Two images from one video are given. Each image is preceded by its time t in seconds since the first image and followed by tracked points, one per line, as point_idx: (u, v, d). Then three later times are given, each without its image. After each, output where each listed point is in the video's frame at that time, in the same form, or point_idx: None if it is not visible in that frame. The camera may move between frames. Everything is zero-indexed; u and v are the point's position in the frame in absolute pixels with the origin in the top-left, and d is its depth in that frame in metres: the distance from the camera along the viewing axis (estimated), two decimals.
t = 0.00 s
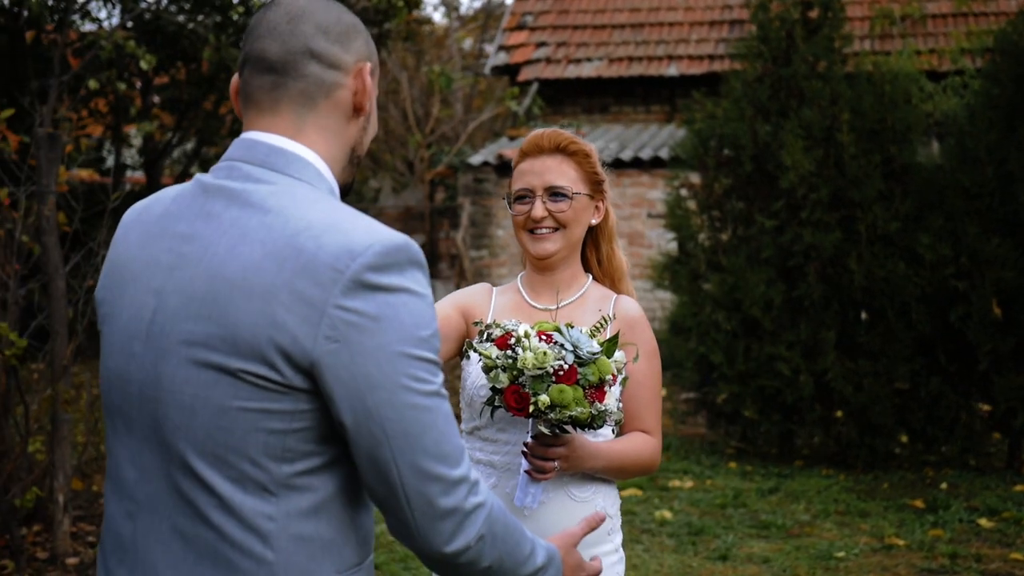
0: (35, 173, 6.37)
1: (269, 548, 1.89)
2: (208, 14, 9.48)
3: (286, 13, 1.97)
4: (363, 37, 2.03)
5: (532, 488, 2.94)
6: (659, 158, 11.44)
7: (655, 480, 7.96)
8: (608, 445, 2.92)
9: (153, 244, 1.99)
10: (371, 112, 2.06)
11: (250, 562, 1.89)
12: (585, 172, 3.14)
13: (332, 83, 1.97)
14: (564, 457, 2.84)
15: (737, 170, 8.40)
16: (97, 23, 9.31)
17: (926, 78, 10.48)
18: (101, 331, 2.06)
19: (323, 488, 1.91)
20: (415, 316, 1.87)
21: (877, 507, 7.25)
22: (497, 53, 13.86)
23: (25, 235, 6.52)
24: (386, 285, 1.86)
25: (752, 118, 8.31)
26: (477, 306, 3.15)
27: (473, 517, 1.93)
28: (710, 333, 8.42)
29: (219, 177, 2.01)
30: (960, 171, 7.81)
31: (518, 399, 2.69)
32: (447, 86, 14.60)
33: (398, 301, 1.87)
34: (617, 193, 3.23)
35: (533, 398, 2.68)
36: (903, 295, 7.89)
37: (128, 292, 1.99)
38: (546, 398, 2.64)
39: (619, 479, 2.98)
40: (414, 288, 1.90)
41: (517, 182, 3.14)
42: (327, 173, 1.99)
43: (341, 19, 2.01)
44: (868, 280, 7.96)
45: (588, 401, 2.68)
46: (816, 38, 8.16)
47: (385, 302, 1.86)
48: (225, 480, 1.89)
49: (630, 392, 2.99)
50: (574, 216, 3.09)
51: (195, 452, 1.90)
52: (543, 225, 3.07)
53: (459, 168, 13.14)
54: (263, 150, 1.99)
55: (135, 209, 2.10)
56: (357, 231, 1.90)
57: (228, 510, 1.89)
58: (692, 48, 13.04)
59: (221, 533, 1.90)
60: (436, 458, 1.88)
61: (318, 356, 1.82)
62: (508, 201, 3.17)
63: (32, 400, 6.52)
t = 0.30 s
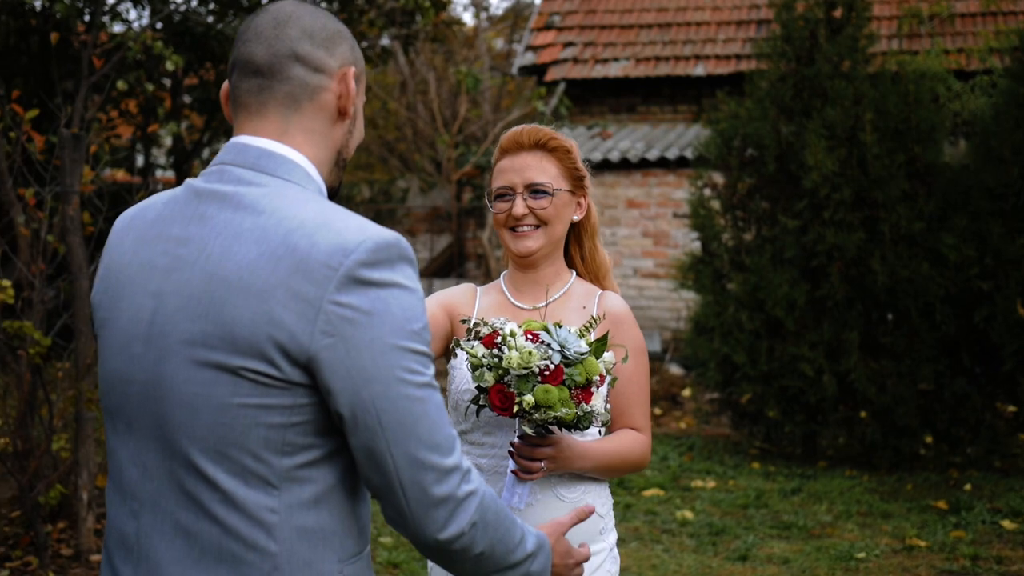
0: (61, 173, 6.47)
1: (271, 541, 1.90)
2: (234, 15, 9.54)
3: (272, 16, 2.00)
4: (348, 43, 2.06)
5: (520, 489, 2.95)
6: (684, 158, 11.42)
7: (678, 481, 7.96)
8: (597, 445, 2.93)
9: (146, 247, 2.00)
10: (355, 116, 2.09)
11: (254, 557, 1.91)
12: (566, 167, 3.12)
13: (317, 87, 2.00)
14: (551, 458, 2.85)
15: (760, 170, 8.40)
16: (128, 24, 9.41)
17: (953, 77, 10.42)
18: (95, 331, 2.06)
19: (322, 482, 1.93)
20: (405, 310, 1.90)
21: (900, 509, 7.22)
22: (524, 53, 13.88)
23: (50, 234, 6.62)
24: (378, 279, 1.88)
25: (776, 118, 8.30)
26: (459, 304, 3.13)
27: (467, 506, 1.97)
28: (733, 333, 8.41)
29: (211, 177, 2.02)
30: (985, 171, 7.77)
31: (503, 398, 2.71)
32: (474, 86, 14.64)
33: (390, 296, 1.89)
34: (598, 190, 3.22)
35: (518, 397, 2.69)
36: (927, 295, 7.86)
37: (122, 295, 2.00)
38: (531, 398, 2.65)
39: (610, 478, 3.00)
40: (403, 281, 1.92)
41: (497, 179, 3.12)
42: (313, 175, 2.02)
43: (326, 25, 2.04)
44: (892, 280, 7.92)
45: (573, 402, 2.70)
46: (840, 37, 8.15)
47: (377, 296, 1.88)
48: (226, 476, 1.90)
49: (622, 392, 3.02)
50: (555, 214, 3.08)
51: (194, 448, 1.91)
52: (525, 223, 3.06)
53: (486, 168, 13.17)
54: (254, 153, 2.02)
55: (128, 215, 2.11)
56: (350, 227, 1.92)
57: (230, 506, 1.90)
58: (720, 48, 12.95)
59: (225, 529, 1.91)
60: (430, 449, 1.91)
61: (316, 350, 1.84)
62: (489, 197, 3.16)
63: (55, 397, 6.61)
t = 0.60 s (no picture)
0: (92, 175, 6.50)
1: (286, 529, 2.07)
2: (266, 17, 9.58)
3: (257, 31, 2.15)
4: (333, 50, 2.21)
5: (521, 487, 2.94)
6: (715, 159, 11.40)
7: (706, 482, 7.95)
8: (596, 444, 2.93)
9: (155, 256, 2.17)
10: (346, 119, 2.24)
11: (272, 545, 2.07)
12: (565, 165, 3.12)
13: (303, 95, 2.16)
14: (548, 458, 2.85)
15: (789, 171, 8.37)
16: (161, 25, 9.46)
17: (986, 78, 10.35)
18: (109, 338, 2.21)
19: (331, 470, 2.09)
20: (403, 302, 2.07)
21: (929, 512, 7.19)
22: (556, 54, 13.88)
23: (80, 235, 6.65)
24: (376, 274, 2.06)
25: (805, 119, 8.29)
26: (460, 303, 3.14)
27: (470, 487, 2.15)
28: (762, 334, 8.40)
29: (213, 189, 2.19)
30: (1015, 172, 7.73)
31: (495, 396, 2.74)
32: (507, 87, 14.64)
33: (387, 290, 2.06)
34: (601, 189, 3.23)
35: (510, 395, 2.71)
36: (956, 297, 7.83)
37: (134, 304, 2.16)
38: (523, 396, 2.66)
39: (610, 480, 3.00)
40: (400, 276, 2.10)
41: (496, 178, 3.12)
42: (306, 177, 2.18)
43: (312, 34, 2.19)
44: (921, 281, 7.89)
45: (567, 404, 2.69)
46: (870, 38, 8.13)
47: (376, 291, 2.05)
48: (242, 469, 2.06)
49: (626, 393, 3.03)
50: (553, 213, 3.08)
51: (211, 444, 2.07)
52: (522, 222, 3.06)
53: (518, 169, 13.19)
54: (252, 160, 2.18)
55: (131, 229, 2.26)
56: (347, 227, 2.09)
57: (246, 497, 2.06)
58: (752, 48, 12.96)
59: (242, 519, 2.07)
60: (432, 434, 2.09)
61: (322, 345, 2.01)
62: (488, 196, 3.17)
63: (85, 398, 6.66)
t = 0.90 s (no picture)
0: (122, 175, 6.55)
1: (301, 510, 2.11)
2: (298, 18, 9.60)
3: (256, 45, 2.25)
4: (333, 54, 2.28)
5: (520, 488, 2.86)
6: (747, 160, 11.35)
7: (736, 484, 7.92)
8: (592, 457, 2.85)
9: (174, 252, 2.24)
10: (353, 120, 2.31)
11: (285, 526, 2.12)
12: (578, 174, 3.10)
13: (305, 102, 2.24)
14: (534, 462, 2.78)
15: (820, 172, 8.34)
16: (194, 27, 9.52)
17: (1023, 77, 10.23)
18: (130, 334, 2.28)
19: (344, 456, 2.14)
20: (413, 290, 2.13)
21: (960, 515, 7.14)
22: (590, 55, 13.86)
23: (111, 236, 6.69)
24: (388, 262, 2.12)
25: (836, 120, 8.25)
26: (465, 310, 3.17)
27: (478, 470, 2.19)
28: (793, 335, 8.37)
29: (227, 192, 2.27)
30: None
31: (481, 381, 2.71)
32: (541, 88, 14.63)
33: (398, 278, 2.12)
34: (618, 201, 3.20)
35: (497, 383, 2.69)
36: (989, 299, 7.78)
37: (153, 297, 2.23)
38: (508, 386, 2.64)
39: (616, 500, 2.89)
40: (411, 266, 2.16)
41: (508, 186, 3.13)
42: (316, 179, 2.26)
43: (310, 42, 2.27)
44: (954, 283, 7.84)
45: (554, 401, 2.67)
46: (903, 38, 8.09)
47: (387, 279, 2.11)
48: (256, 451, 2.11)
49: (633, 409, 2.96)
50: (561, 221, 3.06)
51: (226, 428, 2.12)
52: (529, 230, 3.06)
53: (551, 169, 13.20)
54: (266, 162, 2.25)
55: (154, 231, 2.34)
56: (358, 218, 2.16)
57: (260, 479, 2.11)
58: (787, 48, 12.85)
59: (257, 501, 2.12)
60: (441, 417, 2.14)
61: (335, 330, 2.07)
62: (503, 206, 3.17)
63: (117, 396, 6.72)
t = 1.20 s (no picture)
0: (149, 175, 6.62)
1: (324, 499, 2.10)
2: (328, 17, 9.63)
3: (285, 51, 2.25)
4: (363, 58, 2.27)
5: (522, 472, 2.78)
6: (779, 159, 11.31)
7: (764, 485, 7.89)
8: (584, 458, 2.73)
9: (205, 245, 2.24)
10: (386, 122, 2.29)
11: (307, 513, 2.10)
12: (599, 172, 3.05)
13: (333, 106, 2.23)
14: (526, 451, 2.67)
15: (850, 172, 8.29)
16: (226, 28, 9.58)
17: None
18: (160, 324, 2.28)
19: (368, 447, 2.13)
20: (436, 284, 2.13)
21: (989, 517, 7.09)
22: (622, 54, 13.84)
23: (138, 236, 6.73)
24: (413, 255, 2.12)
25: (866, 119, 8.20)
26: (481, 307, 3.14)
27: (494, 467, 2.18)
28: (823, 335, 8.33)
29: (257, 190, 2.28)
30: None
31: (474, 354, 2.61)
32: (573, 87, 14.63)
33: (422, 273, 2.12)
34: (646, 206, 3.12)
35: (487, 357, 2.59)
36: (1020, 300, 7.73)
37: (184, 289, 2.23)
38: (495, 358, 2.54)
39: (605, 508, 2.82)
40: (435, 261, 2.16)
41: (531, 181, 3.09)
42: (348, 180, 2.25)
43: (339, 46, 2.26)
44: (985, 284, 7.78)
45: (542, 382, 2.56)
46: (934, 37, 8.05)
47: (412, 273, 2.11)
48: (280, 439, 2.10)
49: (641, 415, 2.88)
50: (574, 217, 3.01)
51: (252, 416, 2.11)
52: (541, 224, 3.01)
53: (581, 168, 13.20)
54: (298, 161, 2.25)
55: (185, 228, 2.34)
56: (384, 214, 2.16)
57: (283, 466, 2.10)
58: (820, 48, 12.79)
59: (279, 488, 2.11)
60: (461, 411, 2.13)
61: (360, 320, 2.07)
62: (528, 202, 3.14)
63: (144, 394, 6.78)
